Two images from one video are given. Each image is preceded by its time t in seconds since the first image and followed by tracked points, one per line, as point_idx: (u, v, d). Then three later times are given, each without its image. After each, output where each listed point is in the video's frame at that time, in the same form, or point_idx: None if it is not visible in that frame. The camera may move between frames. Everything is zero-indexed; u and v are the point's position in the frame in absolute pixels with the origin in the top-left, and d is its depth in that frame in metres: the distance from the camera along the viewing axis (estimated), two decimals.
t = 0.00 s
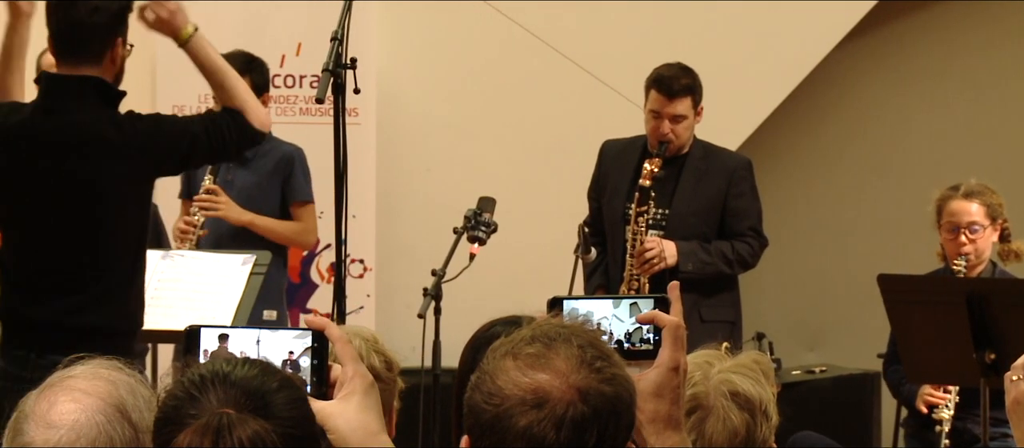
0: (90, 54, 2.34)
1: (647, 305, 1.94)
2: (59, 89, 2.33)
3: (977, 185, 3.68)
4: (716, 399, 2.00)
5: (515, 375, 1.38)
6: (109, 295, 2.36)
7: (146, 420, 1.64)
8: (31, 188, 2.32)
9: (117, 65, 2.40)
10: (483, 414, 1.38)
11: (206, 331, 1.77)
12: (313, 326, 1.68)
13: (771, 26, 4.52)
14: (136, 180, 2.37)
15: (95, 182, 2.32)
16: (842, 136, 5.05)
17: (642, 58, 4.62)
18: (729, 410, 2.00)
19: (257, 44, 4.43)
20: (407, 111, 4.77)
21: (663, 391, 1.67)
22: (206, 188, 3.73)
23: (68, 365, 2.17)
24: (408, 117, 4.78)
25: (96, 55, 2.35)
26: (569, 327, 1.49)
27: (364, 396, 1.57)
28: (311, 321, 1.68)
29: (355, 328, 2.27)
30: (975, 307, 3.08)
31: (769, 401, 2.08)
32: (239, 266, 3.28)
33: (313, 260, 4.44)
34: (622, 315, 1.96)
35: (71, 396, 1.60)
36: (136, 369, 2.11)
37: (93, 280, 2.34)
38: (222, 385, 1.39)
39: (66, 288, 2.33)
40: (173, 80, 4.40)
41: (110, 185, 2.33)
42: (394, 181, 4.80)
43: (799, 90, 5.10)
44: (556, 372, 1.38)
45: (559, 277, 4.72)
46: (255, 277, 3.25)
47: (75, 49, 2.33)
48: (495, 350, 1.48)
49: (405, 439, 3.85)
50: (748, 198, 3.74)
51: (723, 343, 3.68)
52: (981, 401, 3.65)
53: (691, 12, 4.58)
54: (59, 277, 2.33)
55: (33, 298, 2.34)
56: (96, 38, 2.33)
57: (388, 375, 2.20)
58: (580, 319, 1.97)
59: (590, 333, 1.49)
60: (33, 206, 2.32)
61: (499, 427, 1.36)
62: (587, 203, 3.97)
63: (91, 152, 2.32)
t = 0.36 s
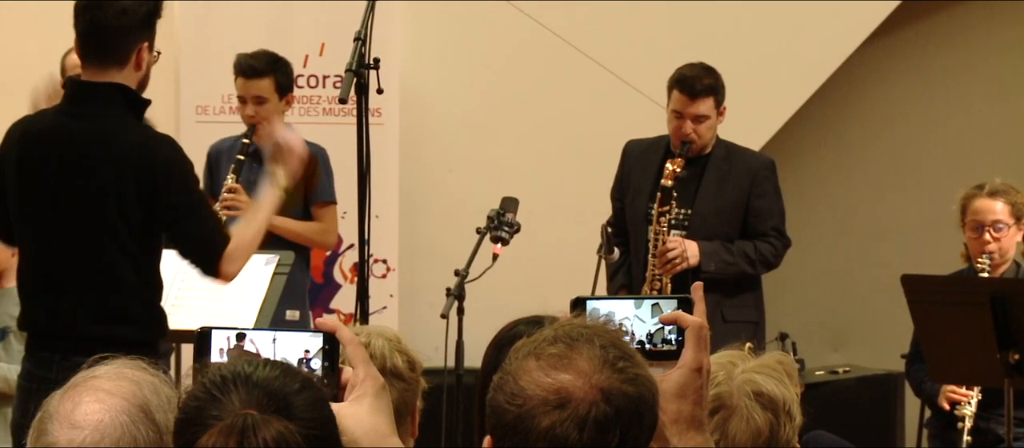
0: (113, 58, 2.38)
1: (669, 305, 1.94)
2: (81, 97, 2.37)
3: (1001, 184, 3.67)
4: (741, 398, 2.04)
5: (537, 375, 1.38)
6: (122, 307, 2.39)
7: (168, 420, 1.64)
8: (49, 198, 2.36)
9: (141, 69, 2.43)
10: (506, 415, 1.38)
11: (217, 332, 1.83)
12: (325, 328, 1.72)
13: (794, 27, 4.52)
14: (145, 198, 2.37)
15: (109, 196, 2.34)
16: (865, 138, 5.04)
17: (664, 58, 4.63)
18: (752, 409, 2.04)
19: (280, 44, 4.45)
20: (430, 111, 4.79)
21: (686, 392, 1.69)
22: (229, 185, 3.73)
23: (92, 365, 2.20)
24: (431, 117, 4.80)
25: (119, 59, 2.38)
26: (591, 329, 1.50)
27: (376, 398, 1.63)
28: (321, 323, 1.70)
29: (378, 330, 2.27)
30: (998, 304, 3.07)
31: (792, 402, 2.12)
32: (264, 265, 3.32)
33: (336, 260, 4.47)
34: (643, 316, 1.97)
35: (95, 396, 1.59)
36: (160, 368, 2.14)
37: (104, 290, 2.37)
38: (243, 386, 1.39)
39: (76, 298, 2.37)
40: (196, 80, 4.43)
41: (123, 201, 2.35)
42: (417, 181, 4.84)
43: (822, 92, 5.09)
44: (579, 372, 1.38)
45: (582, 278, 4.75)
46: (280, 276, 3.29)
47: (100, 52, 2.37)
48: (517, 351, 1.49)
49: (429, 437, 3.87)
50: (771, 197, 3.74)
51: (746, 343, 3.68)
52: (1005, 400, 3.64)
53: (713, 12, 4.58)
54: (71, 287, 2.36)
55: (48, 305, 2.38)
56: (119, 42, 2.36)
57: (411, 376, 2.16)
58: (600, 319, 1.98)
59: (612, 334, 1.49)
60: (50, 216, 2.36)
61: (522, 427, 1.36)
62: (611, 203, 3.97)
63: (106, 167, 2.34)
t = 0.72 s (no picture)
0: (138, 58, 2.39)
1: (689, 307, 2.04)
2: (105, 96, 2.38)
3: None
4: (761, 397, 2.11)
5: (558, 374, 1.45)
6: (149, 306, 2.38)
7: (189, 420, 1.70)
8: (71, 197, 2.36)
9: (165, 70, 2.45)
10: (529, 414, 1.46)
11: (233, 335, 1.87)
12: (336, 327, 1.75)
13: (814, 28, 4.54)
14: (169, 193, 2.37)
15: (132, 193, 2.35)
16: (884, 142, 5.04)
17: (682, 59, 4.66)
18: (772, 408, 2.11)
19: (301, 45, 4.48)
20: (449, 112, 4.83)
21: (707, 393, 1.72)
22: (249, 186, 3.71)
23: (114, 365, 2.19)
24: (451, 117, 4.84)
25: (144, 59, 2.40)
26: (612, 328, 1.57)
27: (390, 401, 1.63)
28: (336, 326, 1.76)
29: (397, 331, 2.29)
30: None
31: (813, 401, 2.17)
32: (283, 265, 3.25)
33: (356, 260, 4.49)
34: (664, 318, 2.05)
35: (116, 396, 1.66)
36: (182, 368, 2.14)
37: (127, 288, 2.37)
38: (265, 385, 1.42)
39: (100, 297, 2.37)
40: (218, 80, 4.45)
41: (147, 197, 2.36)
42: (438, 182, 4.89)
43: (840, 95, 5.10)
44: (599, 372, 1.45)
45: (603, 278, 4.78)
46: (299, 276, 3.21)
47: (125, 52, 2.38)
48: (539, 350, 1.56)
49: (450, 438, 3.87)
50: (793, 198, 3.74)
51: (767, 345, 3.67)
52: None
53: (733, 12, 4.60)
54: (95, 286, 2.36)
55: (71, 305, 2.38)
56: (144, 42, 2.38)
57: (431, 375, 2.19)
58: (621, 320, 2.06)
59: (632, 332, 1.56)
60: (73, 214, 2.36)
61: (544, 427, 1.43)
62: (632, 203, 3.96)
63: (129, 165, 2.35)
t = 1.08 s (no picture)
0: (155, 62, 2.43)
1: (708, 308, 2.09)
2: (129, 96, 2.41)
3: None
4: (783, 394, 2.09)
5: (580, 374, 1.48)
6: (168, 307, 2.41)
7: (211, 421, 1.69)
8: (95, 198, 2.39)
9: (183, 70, 2.48)
10: (551, 413, 1.48)
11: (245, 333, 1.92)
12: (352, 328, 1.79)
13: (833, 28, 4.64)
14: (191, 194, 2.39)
15: (154, 195, 2.37)
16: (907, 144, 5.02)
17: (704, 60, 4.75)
18: (794, 404, 2.08)
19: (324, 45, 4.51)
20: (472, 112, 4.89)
21: (728, 394, 1.75)
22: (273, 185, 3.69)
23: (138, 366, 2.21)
24: (474, 116, 4.91)
25: (160, 63, 2.43)
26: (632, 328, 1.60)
27: (401, 401, 1.69)
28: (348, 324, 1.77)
29: (419, 330, 2.23)
30: None
31: (838, 402, 2.15)
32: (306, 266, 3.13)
33: (379, 260, 4.53)
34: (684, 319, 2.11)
35: (139, 396, 1.63)
36: (204, 368, 2.15)
37: (146, 289, 2.40)
38: (290, 385, 1.43)
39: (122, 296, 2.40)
40: (240, 80, 4.47)
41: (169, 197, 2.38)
42: (461, 180, 4.95)
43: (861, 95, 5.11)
44: (621, 371, 1.48)
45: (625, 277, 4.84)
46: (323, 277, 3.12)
47: (142, 56, 2.42)
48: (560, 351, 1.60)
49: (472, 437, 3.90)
50: (817, 199, 3.73)
51: (790, 345, 3.66)
52: None
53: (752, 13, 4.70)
54: (118, 286, 2.40)
55: (91, 306, 2.41)
56: (159, 43, 2.41)
57: (454, 374, 2.14)
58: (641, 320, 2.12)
59: (652, 331, 1.60)
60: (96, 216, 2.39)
61: (566, 427, 1.46)
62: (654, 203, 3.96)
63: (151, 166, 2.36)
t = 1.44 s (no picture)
0: (159, 54, 2.29)
1: (731, 309, 2.06)
2: (147, 86, 2.28)
3: None
4: (806, 393, 2.09)
5: (602, 374, 1.48)
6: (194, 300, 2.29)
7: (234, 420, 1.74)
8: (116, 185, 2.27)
9: (190, 58, 2.34)
10: (573, 414, 1.49)
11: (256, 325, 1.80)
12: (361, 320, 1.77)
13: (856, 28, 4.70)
14: (218, 178, 2.28)
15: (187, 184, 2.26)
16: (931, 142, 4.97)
17: (726, 61, 4.81)
18: (817, 404, 2.08)
19: (347, 45, 4.52)
20: (496, 112, 5.00)
21: (750, 397, 1.75)
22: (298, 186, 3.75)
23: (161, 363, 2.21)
24: (499, 116, 5.00)
25: (162, 55, 2.29)
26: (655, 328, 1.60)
27: (414, 393, 1.71)
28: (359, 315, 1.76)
29: (442, 330, 2.24)
30: None
31: (862, 402, 2.14)
32: (328, 267, 2.98)
33: (402, 260, 4.56)
34: (706, 321, 2.07)
35: (162, 396, 1.69)
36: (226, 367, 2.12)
37: (175, 282, 2.28)
38: (322, 384, 1.43)
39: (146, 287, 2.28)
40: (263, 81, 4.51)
41: (196, 183, 2.26)
42: (486, 180, 5.04)
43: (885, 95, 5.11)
44: (644, 372, 1.48)
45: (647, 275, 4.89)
46: (346, 276, 2.95)
47: (144, 50, 2.29)
48: (582, 352, 1.60)
49: (495, 437, 3.92)
50: (840, 199, 3.72)
51: (813, 345, 3.67)
52: None
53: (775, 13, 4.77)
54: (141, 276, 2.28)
55: (121, 302, 2.30)
56: (159, 36, 2.28)
57: (477, 375, 2.14)
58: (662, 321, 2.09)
59: (676, 332, 1.60)
60: (120, 204, 2.28)
61: (588, 427, 1.46)
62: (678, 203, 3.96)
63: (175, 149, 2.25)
